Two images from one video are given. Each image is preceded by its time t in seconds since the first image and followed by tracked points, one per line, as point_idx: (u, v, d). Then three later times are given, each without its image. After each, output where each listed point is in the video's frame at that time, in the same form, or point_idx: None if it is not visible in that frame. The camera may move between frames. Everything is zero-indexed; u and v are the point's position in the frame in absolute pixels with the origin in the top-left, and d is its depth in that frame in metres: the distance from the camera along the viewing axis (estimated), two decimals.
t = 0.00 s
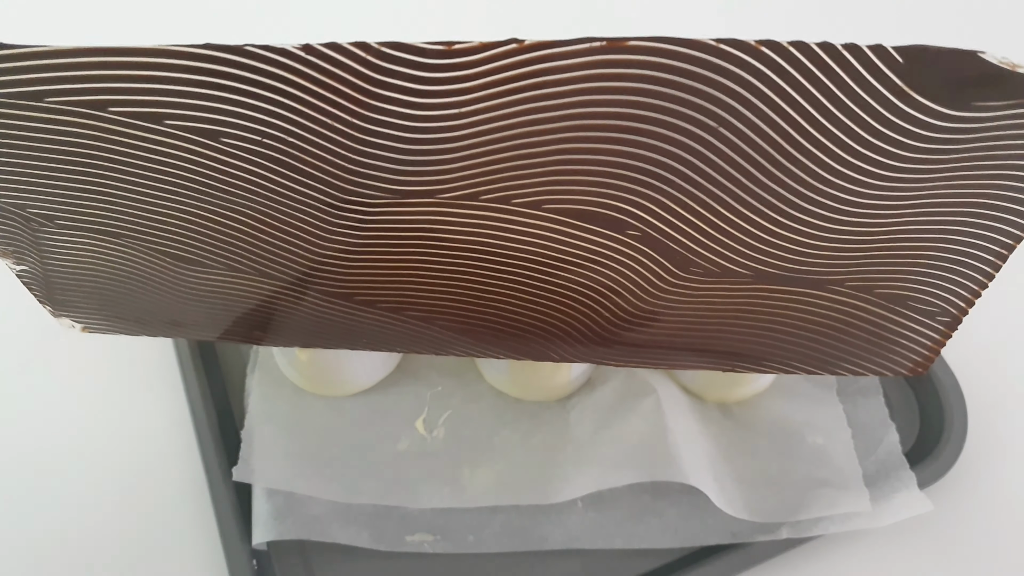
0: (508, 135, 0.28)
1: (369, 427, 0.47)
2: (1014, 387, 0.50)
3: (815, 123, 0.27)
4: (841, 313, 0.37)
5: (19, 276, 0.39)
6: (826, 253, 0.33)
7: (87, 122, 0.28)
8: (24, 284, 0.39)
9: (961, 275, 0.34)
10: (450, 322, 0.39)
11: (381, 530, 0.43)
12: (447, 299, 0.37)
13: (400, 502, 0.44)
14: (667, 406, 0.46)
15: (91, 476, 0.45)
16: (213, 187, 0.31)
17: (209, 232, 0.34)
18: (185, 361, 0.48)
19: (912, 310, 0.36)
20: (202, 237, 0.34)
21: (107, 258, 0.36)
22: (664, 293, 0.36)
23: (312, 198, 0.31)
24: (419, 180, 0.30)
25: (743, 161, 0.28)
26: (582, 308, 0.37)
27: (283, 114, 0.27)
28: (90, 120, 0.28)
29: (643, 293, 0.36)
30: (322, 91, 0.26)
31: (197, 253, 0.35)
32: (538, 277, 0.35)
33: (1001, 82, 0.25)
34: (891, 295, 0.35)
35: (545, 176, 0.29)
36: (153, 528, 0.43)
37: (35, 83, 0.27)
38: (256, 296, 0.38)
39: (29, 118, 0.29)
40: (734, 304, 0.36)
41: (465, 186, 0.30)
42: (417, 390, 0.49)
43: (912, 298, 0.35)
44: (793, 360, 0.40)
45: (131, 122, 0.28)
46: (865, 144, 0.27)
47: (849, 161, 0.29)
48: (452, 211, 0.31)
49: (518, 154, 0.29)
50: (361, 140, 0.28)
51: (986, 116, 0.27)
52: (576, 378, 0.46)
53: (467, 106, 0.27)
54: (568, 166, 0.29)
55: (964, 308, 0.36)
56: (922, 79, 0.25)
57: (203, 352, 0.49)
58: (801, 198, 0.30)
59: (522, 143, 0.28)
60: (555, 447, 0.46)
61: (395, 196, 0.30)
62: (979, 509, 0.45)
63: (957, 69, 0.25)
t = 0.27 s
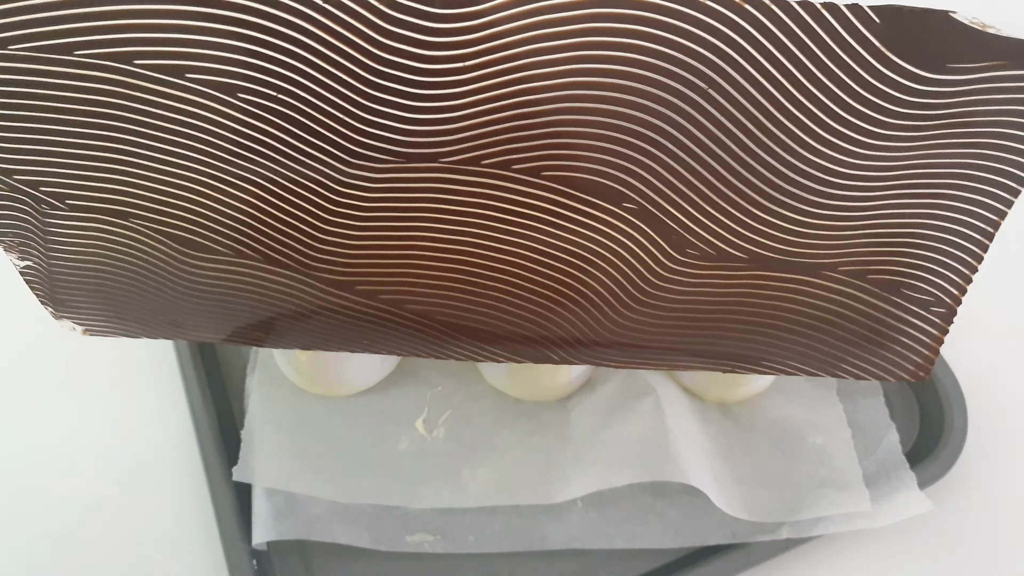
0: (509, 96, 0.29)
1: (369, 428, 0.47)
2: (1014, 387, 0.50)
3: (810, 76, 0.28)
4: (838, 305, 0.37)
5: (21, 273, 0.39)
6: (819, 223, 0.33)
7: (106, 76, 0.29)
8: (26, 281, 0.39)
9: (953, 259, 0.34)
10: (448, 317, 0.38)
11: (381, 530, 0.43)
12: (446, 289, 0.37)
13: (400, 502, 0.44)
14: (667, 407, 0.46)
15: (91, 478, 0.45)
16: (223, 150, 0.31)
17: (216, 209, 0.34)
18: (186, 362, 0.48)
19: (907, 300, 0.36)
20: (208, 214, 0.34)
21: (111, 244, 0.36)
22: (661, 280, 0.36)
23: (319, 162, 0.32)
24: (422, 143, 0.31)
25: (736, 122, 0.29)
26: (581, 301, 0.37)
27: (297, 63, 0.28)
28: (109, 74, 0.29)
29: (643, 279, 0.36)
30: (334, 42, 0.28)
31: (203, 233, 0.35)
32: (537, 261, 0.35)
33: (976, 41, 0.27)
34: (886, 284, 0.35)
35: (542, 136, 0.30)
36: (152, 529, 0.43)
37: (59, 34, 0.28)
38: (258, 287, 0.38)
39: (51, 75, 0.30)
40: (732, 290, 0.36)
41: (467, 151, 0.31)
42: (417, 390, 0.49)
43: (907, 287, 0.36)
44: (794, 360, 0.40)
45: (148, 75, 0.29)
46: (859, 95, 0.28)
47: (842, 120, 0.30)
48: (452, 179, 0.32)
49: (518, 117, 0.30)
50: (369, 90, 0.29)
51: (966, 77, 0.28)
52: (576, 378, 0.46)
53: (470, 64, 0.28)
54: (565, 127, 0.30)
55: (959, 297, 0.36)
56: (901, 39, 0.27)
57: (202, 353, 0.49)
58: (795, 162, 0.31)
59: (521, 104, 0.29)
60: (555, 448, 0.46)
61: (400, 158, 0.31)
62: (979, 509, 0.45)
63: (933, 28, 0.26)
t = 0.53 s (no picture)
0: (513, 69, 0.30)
1: (368, 428, 0.47)
2: (1014, 386, 0.50)
3: (789, 50, 0.30)
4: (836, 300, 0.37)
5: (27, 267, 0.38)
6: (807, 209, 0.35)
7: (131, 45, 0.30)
8: (30, 276, 0.39)
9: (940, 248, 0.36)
10: (450, 314, 0.38)
11: (381, 530, 0.43)
12: (448, 282, 0.37)
13: (400, 502, 0.44)
14: (667, 407, 0.46)
15: (92, 480, 0.45)
16: (239, 126, 0.32)
17: (226, 191, 0.35)
18: (185, 361, 0.48)
19: (901, 295, 0.37)
20: (219, 196, 0.35)
21: (121, 229, 0.36)
22: (657, 273, 0.37)
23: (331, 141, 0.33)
24: (431, 119, 0.32)
25: (724, 95, 0.31)
26: (579, 297, 0.37)
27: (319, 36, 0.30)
28: (135, 44, 0.30)
29: (640, 269, 0.37)
30: (354, 16, 0.29)
31: (213, 216, 0.35)
32: (535, 249, 0.36)
33: (945, 18, 0.29)
34: (879, 276, 0.37)
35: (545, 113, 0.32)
36: (154, 529, 0.43)
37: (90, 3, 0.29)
38: (261, 280, 0.38)
39: (80, 48, 0.31)
40: (732, 279, 0.37)
41: (472, 126, 0.32)
42: (417, 389, 0.49)
43: (899, 280, 0.37)
44: (794, 361, 0.40)
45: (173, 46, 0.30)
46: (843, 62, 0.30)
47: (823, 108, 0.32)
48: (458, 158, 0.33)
49: (519, 90, 0.31)
50: (385, 67, 0.31)
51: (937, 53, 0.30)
52: (576, 378, 0.46)
53: (477, 36, 0.30)
54: (566, 103, 0.31)
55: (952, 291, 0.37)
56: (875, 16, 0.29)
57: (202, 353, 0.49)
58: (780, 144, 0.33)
59: (523, 78, 0.31)
60: (554, 449, 0.46)
61: (409, 135, 0.32)
62: (978, 508, 0.45)
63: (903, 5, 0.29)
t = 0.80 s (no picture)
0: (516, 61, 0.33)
1: (369, 428, 0.47)
2: (1014, 386, 0.50)
3: (768, 42, 0.33)
4: (836, 300, 0.38)
5: (30, 263, 0.38)
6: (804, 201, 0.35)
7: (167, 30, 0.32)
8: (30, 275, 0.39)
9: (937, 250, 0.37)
10: (452, 314, 0.38)
11: (381, 530, 0.43)
12: (451, 280, 0.37)
13: (400, 502, 0.44)
14: (667, 407, 0.46)
15: (91, 480, 0.44)
16: (257, 114, 0.34)
17: (235, 183, 0.35)
18: (185, 361, 0.48)
19: (902, 297, 0.37)
20: (229, 186, 0.35)
21: (129, 222, 0.36)
22: (654, 271, 0.37)
23: (343, 132, 0.34)
24: (438, 109, 0.33)
25: (715, 84, 0.33)
26: (579, 297, 0.37)
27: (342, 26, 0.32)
28: (169, 30, 0.32)
29: (639, 268, 0.37)
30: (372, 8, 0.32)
31: (221, 208, 0.36)
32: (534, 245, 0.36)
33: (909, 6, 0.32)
34: (879, 277, 0.37)
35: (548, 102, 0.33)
36: (154, 529, 0.43)
37: None
38: (263, 279, 0.37)
39: (117, 34, 0.33)
40: (731, 278, 0.37)
41: (477, 118, 0.33)
42: (417, 389, 0.49)
43: (900, 282, 0.37)
44: (795, 364, 0.40)
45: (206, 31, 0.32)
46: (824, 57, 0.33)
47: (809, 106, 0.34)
48: (463, 150, 0.34)
49: (521, 82, 0.33)
50: (399, 58, 0.33)
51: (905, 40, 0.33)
52: (576, 378, 0.46)
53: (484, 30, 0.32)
54: (567, 93, 0.33)
55: (950, 294, 0.38)
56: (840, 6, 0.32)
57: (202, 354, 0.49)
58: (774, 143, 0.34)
59: (523, 71, 0.33)
60: (555, 448, 0.46)
61: (417, 125, 0.33)
62: (978, 509, 0.45)
63: None
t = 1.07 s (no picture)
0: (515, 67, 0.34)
1: (369, 428, 0.47)
2: (1014, 387, 0.50)
3: (756, 49, 0.34)
4: (835, 301, 0.38)
5: (31, 263, 0.38)
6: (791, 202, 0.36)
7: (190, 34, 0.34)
8: (32, 275, 0.39)
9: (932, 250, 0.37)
10: (452, 314, 0.38)
11: (381, 530, 0.43)
12: (451, 278, 0.37)
13: (400, 502, 0.44)
14: (667, 406, 0.46)
15: (92, 480, 0.44)
16: (268, 114, 0.35)
17: (240, 181, 0.36)
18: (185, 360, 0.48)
19: (902, 298, 0.38)
20: (235, 184, 0.36)
21: (134, 222, 0.36)
22: (654, 271, 0.37)
23: (351, 134, 0.35)
24: (441, 114, 0.35)
25: (706, 88, 0.35)
26: (579, 297, 0.37)
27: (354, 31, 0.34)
28: (191, 38, 0.34)
29: (639, 269, 0.37)
30: (382, 20, 0.34)
31: (225, 206, 0.36)
32: (531, 241, 0.36)
33: (888, 11, 0.34)
34: (879, 278, 0.37)
35: (544, 105, 0.35)
36: (155, 529, 0.43)
37: None
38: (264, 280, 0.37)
39: (140, 42, 0.34)
40: (730, 279, 0.37)
41: (477, 121, 0.35)
42: (417, 389, 0.49)
43: (899, 283, 0.37)
44: (796, 364, 0.40)
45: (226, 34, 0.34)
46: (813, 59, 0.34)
47: (801, 114, 0.35)
48: (466, 150, 0.35)
49: (520, 87, 0.34)
50: (408, 65, 0.34)
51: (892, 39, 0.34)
52: (576, 378, 0.46)
53: (485, 40, 0.34)
54: (563, 96, 0.35)
55: (950, 294, 0.38)
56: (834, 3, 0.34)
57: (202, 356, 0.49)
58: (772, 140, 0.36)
59: (522, 76, 0.34)
60: (555, 448, 0.46)
61: (420, 129, 0.35)
62: (978, 509, 0.45)
63: None
